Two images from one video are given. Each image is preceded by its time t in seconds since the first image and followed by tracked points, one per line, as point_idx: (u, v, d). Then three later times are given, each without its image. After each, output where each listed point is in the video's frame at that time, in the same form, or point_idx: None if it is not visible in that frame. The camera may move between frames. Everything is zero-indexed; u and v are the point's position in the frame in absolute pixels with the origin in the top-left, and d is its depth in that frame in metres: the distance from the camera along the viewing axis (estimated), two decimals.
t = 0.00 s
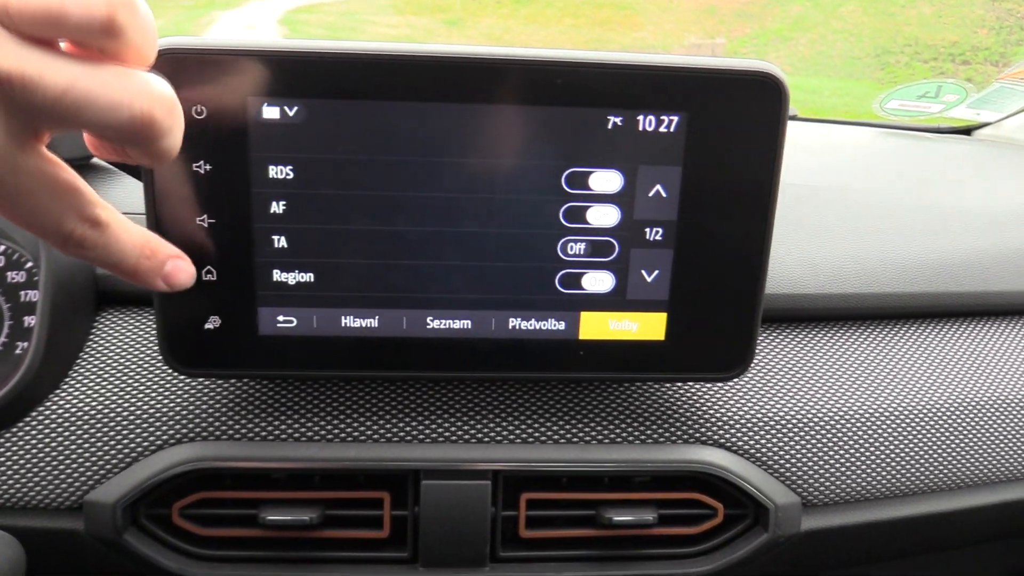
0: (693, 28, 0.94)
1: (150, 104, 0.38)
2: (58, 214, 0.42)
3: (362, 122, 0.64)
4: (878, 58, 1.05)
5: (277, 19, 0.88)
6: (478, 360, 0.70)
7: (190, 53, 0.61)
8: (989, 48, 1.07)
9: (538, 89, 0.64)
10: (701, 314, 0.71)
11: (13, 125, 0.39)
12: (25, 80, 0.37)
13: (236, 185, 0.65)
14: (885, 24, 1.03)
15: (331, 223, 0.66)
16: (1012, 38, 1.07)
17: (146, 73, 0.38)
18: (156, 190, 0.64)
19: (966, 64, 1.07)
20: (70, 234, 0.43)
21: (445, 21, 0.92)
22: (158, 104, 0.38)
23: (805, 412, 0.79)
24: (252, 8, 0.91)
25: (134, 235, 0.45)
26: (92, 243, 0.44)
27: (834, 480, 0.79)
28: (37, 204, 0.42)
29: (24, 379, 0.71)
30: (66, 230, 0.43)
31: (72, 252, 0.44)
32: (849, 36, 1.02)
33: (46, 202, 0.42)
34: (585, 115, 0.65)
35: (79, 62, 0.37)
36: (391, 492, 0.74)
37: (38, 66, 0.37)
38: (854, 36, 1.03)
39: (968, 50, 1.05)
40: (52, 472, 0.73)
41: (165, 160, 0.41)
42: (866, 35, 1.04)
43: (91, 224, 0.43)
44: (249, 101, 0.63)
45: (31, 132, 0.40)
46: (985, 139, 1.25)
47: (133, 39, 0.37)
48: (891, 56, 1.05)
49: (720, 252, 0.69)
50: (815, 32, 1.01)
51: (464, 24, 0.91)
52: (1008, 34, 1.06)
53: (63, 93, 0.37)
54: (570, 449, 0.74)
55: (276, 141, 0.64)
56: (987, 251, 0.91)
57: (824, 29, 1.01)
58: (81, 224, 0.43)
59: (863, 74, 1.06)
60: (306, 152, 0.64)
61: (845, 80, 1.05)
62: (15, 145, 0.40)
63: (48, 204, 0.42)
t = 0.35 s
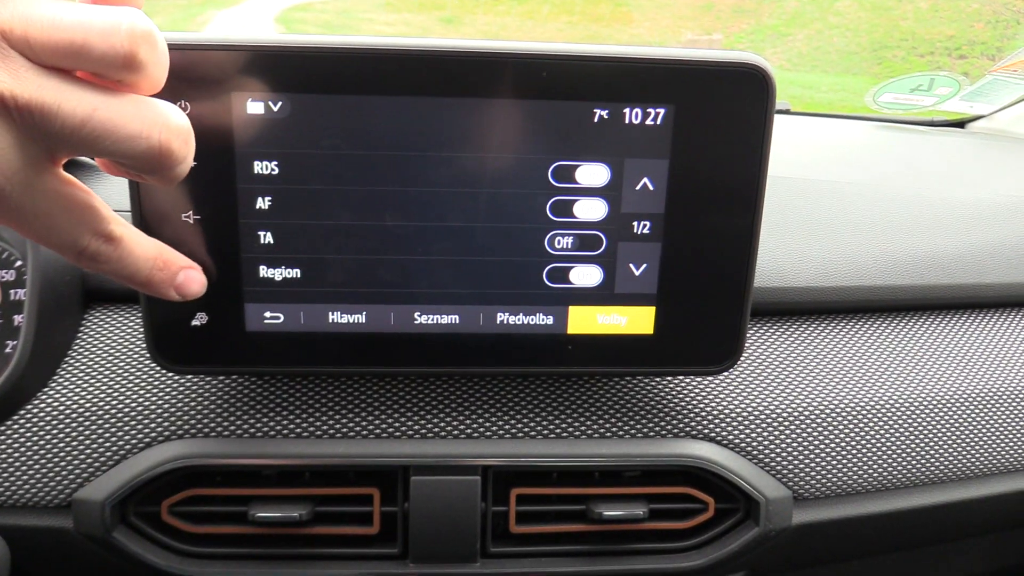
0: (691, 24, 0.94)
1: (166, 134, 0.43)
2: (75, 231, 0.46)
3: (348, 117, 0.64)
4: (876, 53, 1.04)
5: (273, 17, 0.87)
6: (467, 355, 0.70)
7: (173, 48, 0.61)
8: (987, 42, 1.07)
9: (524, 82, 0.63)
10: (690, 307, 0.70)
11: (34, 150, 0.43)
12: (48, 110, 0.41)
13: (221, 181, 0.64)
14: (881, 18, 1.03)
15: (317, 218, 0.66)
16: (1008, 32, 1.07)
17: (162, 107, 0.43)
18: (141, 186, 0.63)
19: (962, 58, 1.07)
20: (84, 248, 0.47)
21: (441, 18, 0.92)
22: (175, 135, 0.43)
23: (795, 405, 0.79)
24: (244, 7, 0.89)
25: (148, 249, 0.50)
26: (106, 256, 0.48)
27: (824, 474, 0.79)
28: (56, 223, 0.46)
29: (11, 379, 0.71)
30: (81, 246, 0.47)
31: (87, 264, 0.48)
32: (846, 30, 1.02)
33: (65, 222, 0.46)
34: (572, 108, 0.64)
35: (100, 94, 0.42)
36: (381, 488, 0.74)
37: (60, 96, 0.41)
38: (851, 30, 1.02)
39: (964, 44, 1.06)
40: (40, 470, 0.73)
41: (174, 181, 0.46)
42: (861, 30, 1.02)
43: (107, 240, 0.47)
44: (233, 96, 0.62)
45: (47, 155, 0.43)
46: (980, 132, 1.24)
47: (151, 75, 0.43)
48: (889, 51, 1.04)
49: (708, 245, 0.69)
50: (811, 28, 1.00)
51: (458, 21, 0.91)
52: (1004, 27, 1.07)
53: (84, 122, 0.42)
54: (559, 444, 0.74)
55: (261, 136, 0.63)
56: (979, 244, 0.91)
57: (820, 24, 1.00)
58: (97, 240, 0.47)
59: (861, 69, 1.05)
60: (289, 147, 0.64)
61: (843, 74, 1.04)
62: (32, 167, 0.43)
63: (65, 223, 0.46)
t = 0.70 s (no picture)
0: (685, 24, 0.94)
1: (160, 133, 0.38)
2: (60, 223, 0.41)
3: (343, 122, 0.64)
4: (870, 52, 1.04)
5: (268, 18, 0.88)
6: (464, 358, 0.70)
7: (168, 54, 0.61)
8: (981, 40, 1.06)
9: (519, 86, 0.63)
10: (686, 309, 0.70)
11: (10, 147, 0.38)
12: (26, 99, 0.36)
13: (217, 186, 0.64)
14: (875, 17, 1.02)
15: (313, 223, 0.66)
16: (1001, 31, 1.06)
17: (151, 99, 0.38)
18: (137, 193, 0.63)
19: (956, 57, 1.07)
20: (70, 245, 0.42)
21: (438, 19, 0.91)
22: (168, 133, 0.38)
23: (791, 407, 0.79)
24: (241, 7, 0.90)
25: (138, 247, 0.45)
26: (93, 254, 0.43)
27: (821, 475, 0.79)
28: (40, 220, 0.41)
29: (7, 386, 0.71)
30: (66, 243, 0.42)
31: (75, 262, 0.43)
32: (840, 29, 1.02)
33: (48, 219, 0.41)
34: (567, 112, 0.64)
35: (87, 87, 0.37)
36: (379, 492, 0.74)
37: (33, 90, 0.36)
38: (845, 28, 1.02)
39: (958, 43, 1.06)
40: (37, 477, 0.73)
41: (161, 177, 0.40)
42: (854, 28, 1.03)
43: (94, 236, 0.42)
44: (228, 102, 0.62)
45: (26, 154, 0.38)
46: (975, 132, 1.24)
47: (139, 68, 0.37)
48: (883, 50, 1.05)
49: (704, 247, 0.69)
50: (806, 27, 1.00)
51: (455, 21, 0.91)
52: (998, 25, 1.06)
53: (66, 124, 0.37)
54: (556, 447, 0.74)
55: (257, 141, 0.63)
56: (974, 244, 0.91)
57: (815, 23, 1.01)
58: (86, 235, 0.42)
59: (856, 68, 1.05)
60: (285, 152, 0.64)
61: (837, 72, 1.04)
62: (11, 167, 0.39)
63: (46, 222, 0.41)
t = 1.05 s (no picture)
0: (683, 28, 0.94)
1: None
2: None
3: (355, 131, 0.64)
4: (866, 57, 1.05)
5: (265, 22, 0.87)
6: (474, 368, 0.70)
7: (182, 63, 0.61)
8: (976, 46, 1.07)
9: (531, 96, 0.63)
10: (697, 319, 0.70)
11: None
12: None
13: (230, 195, 0.64)
14: (872, 23, 1.03)
15: (326, 232, 0.66)
16: (997, 36, 1.07)
17: None
18: (150, 201, 0.63)
19: (953, 62, 1.07)
20: None
21: (437, 23, 0.91)
22: None
23: (801, 417, 0.79)
24: (238, 10, 0.90)
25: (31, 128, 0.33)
26: None
27: (830, 484, 0.79)
28: None
29: (17, 394, 0.71)
30: None
31: None
32: (838, 34, 1.03)
33: None
34: (580, 122, 0.64)
35: None
36: (389, 502, 0.74)
37: None
38: (842, 34, 1.03)
39: (955, 48, 1.06)
40: (47, 486, 0.72)
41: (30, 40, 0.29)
42: (852, 35, 1.03)
43: None
44: (242, 111, 0.62)
45: None
46: (976, 139, 1.24)
47: None
48: (881, 55, 1.05)
49: (716, 258, 0.69)
50: (803, 31, 1.01)
51: (453, 25, 0.91)
52: (994, 31, 1.07)
53: None
54: (567, 456, 0.74)
55: (270, 150, 0.63)
56: (980, 252, 0.92)
57: (813, 28, 1.02)
58: None
59: (852, 72, 1.06)
60: (297, 161, 0.64)
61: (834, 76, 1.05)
62: None
63: None
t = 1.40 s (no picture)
0: (685, 37, 0.96)
1: None
2: None
3: (366, 147, 0.64)
4: (870, 64, 1.06)
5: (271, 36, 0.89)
6: (486, 382, 0.70)
7: (195, 83, 0.61)
8: (979, 51, 1.08)
9: (542, 111, 0.64)
10: (708, 331, 0.71)
11: None
12: None
13: (242, 213, 0.65)
14: (874, 30, 1.04)
15: (338, 249, 0.66)
16: (1000, 41, 1.08)
17: None
18: (163, 220, 0.64)
19: (955, 67, 1.07)
20: None
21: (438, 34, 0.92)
22: None
23: (813, 429, 0.79)
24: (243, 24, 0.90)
25: None
26: None
27: (844, 496, 0.79)
28: None
29: (31, 411, 0.71)
30: None
31: None
32: (840, 41, 1.03)
33: None
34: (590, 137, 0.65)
35: None
36: (402, 517, 0.74)
37: None
38: (844, 40, 1.04)
39: (957, 54, 1.07)
40: (61, 503, 0.73)
41: None
42: (854, 40, 1.04)
43: None
44: (254, 129, 0.63)
45: None
46: (981, 148, 1.24)
47: None
48: (882, 61, 1.06)
49: (726, 271, 0.69)
50: (805, 39, 1.01)
51: (456, 37, 0.92)
52: (996, 37, 1.07)
53: None
54: (579, 470, 0.74)
55: (282, 168, 0.64)
56: (989, 260, 0.92)
57: (814, 35, 1.01)
58: None
59: (855, 81, 1.06)
60: (309, 178, 0.64)
61: (835, 85, 1.05)
62: None
63: None
